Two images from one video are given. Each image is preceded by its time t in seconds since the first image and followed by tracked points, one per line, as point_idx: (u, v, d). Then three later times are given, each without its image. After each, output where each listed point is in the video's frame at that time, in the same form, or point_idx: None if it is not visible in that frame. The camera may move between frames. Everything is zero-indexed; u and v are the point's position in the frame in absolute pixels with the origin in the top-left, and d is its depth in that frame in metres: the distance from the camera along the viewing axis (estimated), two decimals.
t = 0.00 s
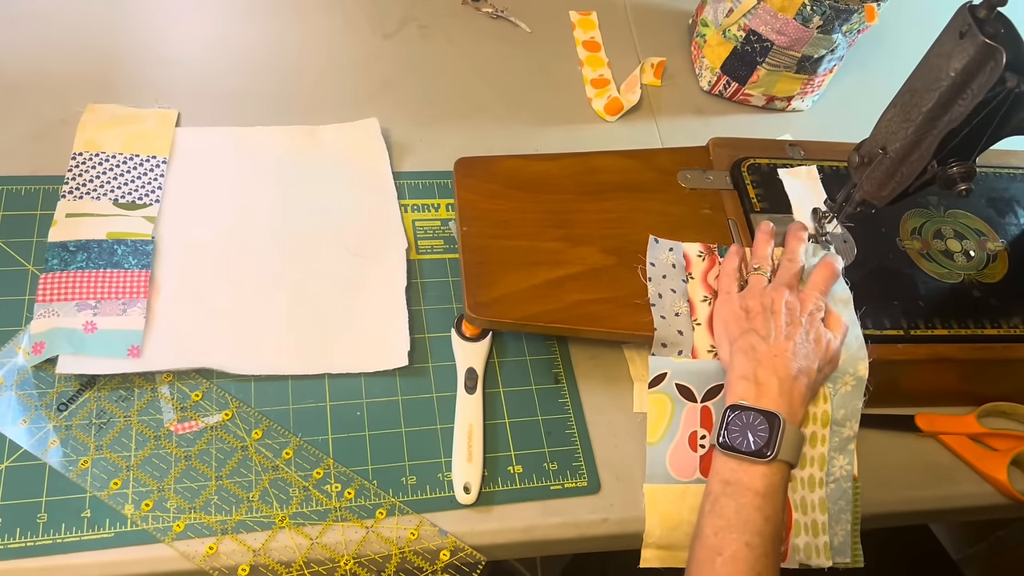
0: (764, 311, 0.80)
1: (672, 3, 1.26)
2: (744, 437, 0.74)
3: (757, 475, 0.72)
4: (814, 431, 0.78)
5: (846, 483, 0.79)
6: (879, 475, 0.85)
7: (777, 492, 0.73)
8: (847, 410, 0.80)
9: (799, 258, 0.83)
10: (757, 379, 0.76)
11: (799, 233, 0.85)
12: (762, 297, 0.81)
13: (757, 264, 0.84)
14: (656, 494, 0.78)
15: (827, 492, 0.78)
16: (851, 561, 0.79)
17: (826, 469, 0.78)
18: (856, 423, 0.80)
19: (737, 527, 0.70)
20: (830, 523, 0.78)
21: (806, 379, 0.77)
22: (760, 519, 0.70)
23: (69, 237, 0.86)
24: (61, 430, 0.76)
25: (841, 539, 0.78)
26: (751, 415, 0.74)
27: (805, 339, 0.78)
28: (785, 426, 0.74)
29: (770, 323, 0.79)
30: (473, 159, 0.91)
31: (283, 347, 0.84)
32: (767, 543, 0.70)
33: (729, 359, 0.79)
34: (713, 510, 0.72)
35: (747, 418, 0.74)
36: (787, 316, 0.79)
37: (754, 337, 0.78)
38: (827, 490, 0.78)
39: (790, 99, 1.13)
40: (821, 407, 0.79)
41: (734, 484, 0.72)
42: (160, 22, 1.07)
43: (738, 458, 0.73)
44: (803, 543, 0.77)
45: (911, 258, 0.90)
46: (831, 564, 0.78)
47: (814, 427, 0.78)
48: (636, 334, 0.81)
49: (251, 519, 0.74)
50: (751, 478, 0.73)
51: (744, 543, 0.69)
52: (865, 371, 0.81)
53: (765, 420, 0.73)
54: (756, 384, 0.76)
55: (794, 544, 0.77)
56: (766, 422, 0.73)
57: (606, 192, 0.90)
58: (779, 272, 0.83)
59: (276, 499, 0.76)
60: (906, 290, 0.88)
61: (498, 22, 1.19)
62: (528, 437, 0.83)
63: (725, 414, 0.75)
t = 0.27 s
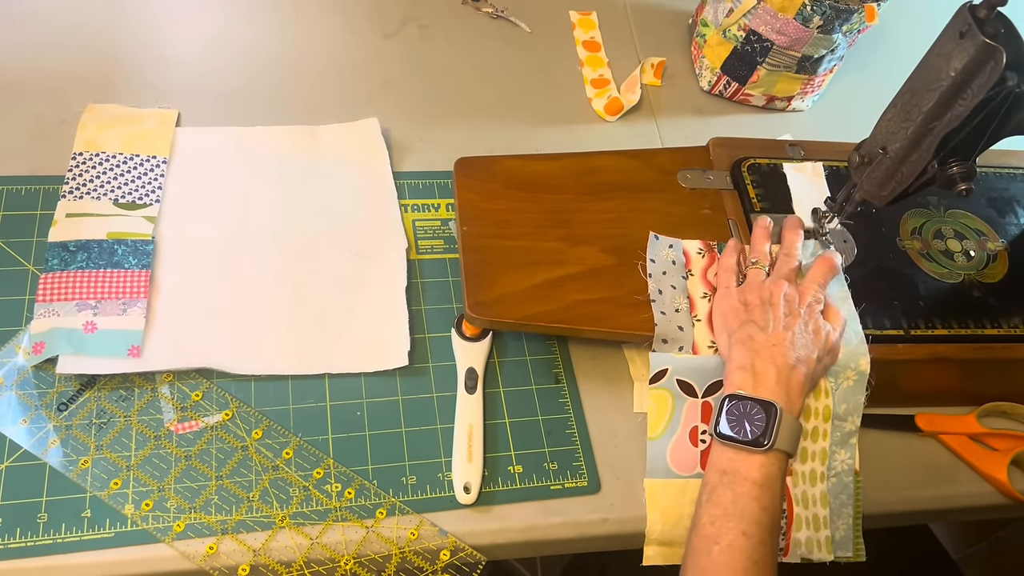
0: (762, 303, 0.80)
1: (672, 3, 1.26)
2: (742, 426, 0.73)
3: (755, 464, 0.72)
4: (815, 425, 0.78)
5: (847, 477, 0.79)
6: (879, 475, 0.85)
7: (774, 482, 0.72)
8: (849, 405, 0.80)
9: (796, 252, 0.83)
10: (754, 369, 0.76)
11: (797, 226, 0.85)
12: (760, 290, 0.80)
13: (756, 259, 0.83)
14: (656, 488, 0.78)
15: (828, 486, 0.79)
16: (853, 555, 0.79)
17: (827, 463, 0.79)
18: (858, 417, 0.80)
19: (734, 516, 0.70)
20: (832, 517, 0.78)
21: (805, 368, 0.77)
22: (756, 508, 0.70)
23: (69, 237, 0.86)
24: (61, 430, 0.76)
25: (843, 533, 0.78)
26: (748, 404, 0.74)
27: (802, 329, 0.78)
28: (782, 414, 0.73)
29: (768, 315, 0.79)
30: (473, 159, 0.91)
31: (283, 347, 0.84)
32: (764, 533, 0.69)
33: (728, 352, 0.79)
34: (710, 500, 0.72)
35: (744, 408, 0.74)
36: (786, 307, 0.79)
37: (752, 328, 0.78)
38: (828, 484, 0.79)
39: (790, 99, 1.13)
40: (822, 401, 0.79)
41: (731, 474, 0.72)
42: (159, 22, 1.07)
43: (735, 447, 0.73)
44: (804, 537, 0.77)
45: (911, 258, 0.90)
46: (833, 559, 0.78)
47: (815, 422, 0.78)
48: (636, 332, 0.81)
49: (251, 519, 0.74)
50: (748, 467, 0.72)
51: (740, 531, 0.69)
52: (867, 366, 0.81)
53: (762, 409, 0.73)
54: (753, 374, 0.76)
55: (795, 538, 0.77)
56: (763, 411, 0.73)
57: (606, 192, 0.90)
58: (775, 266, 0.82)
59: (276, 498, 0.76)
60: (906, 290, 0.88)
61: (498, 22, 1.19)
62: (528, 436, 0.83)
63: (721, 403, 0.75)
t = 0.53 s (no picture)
0: (761, 294, 0.79)
1: (672, 3, 1.26)
2: (732, 416, 0.73)
3: (745, 454, 0.72)
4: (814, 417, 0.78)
5: (844, 468, 0.79)
6: (880, 475, 0.85)
7: (766, 471, 0.72)
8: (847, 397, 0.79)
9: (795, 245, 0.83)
10: (747, 360, 0.76)
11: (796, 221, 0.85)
12: (760, 281, 0.80)
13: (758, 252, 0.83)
14: (654, 474, 0.79)
15: (825, 477, 0.79)
16: (852, 546, 0.80)
17: (824, 454, 0.79)
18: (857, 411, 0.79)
19: (724, 504, 0.69)
20: (829, 507, 0.79)
21: (800, 360, 0.76)
22: (747, 496, 0.70)
23: (69, 237, 0.86)
24: (61, 430, 0.76)
25: (840, 524, 0.79)
26: (740, 394, 0.73)
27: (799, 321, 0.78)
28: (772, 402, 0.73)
29: (767, 306, 0.79)
30: (473, 159, 0.90)
31: (283, 346, 0.84)
32: (754, 521, 0.69)
33: (725, 343, 0.79)
34: (701, 489, 0.71)
35: (735, 398, 0.73)
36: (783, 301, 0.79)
37: (750, 319, 0.78)
38: (826, 476, 0.79)
39: (790, 99, 1.13)
40: (821, 393, 0.78)
41: (722, 463, 0.72)
42: (159, 23, 1.07)
43: (726, 437, 0.73)
44: (802, 527, 0.78)
45: (911, 257, 0.90)
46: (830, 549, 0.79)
47: (813, 413, 0.78)
48: (636, 331, 0.81)
49: (251, 519, 0.74)
50: (740, 456, 0.72)
51: (729, 519, 0.68)
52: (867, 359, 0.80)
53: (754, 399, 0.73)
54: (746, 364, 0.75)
55: (793, 529, 0.78)
56: (753, 402, 0.72)
57: (606, 192, 0.90)
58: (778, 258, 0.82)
59: (276, 499, 0.76)
60: (906, 289, 0.88)
61: (498, 22, 1.19)
62: (528, 436, 0.83)
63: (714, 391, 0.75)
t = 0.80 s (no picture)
0: (749, 322, 0.76)
1: (672, 3, 1.26)
2: (709, 456, 0.71)
3: (728, 495, 0.70)
4: (814, 414, 0.78)
5: (846, 464, 0.79)
6: (880, 474, 0.85)
7: (750, 511, 0.70)
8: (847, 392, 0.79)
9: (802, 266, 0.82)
10: (727, 399, 0.73)
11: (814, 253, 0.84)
12: (750, 306, 0.77)
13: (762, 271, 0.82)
14: (653, 471, 0.79)
15: (827, 473, 0.79)
16: (855, 542, 0.79)
17: (825, 450, 0.79)
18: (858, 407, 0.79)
19: (707, 546, 0.68)
20: (832, 503, 0.79)
21: (783, 396, 0.74)
22: (729, 538, 0.68)
23: (69, 237, 0.86)
24: (61, 430, 0.76)
25: (843, 520, 0.79)
26: (717, 434, 0.71)
27: (784, 353, 0.74)
28: (748, 443, 0.70)
29: (753, 334, 0.75)
30: (473, 159, 0.90)
31: (283, 347, 0.84)
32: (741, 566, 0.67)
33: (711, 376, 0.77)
34: (686, 531, 0.70)
35: (712, 438, 0.71)
36: (769, 328, 0.75)
37: (736, 349, 0.76)
38: (827, 471, 0.79)
39: (790, 99, 1.13)
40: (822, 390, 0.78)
41: (705, 504, 0.71)
42: (159, 23, 1.07)
43: (707, 478, 0.71)
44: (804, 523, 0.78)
45: (911, 258, 0.90)
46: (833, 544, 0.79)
47: (814, 410, 0.78)
48: (636, 331, 0.81)
49: (251, 519, 0.74)
50: (721, 497, 0.71)
51: (712, 562, 0.67)
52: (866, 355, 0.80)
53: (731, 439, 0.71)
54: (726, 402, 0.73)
55: (795, 524, 0.78)
56: (730, 440, 0.70)
57: (606, 192, 0.90)
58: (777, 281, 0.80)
59: (276, 498, 0.76)
60: (906, 290, 0.88)
61: (498, 22, 1.19)
62: (528, 436, 0.83)
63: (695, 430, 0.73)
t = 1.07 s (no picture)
0: (746, 315, 0.76)
1: (672, 3, 1.26)
2: (707, 446, 0.71)
3: (726, 484, 0.71)
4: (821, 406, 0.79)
5: (852, 455, 0.80)
6: (880, 474, 0.85)
7: (748, 500, 0.71)
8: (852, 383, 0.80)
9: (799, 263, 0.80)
10: (725, 389, 0.74)
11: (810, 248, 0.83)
12: (749, 299, 0.77)
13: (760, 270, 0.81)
14: (659, 467, 0.80)
15: (834, 464, 0.79)
16: (862, 533, 0.80)
17: (832, 441, 0.79)
18: (865, 398, 0.80)
19: (706, 536, 0.69)
20: (838, 494, 0.79)
21: (781, 386, 0.73)
22: (727, 528, 0.69)
23: (69, 237, 0.86)
24: (61, 430, 0.76)
25: (850, 511, 0.79)
26: (715, 423, 0.71)
27: (783, 344, 0.74)
28: (745, 432, 0.70)
29: (750, 326, 0.76)
30: (473, 159, 0.91)
31: (284, 347, 0.84)
32: (739, 555, 0.68)
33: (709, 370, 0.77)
34: (685, 522, 0.71)
35: (711, 428, 0.71)
36: (768, 319, 0.75)
37: (735, 341, 0.76)
38: (834, 462, 0.79)
39: (790, 99, 1.13)
40: (828, 381, 0.79)
41: (705, 494, 0.71)
42: (159, 23, 1.07)
43: (706, 469, 0.71)
44: (812, 514, 0.78)
45: (910, 258, 0.90)
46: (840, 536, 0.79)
47: (820, 402, 0.79)
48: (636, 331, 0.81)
49: (251, 519, 0.74)
50: (720, 487, 0.71)
51: (711, 553, 0.68)
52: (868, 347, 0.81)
53: (729, 429, 0.71)
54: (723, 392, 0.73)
55: (803, 517, 0.78)
56: (727, 430, 0.71)
57: (606, 192, 0.90)
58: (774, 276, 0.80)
59: (276, 499, 0.76)
60: (906, 290, 0.88)
61: (498, 22, 1.19)
62: (528, 436, 0.83)
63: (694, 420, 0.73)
